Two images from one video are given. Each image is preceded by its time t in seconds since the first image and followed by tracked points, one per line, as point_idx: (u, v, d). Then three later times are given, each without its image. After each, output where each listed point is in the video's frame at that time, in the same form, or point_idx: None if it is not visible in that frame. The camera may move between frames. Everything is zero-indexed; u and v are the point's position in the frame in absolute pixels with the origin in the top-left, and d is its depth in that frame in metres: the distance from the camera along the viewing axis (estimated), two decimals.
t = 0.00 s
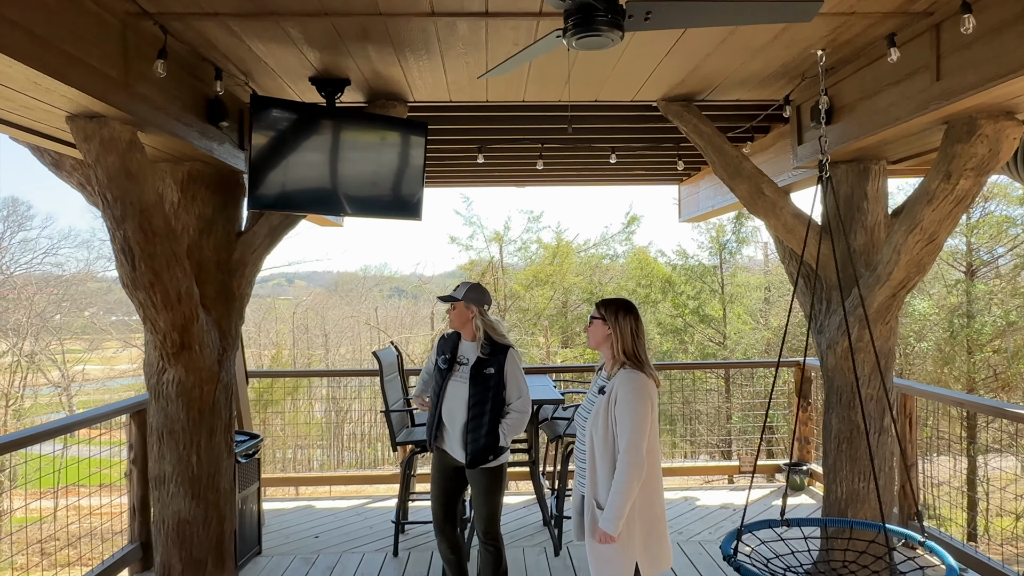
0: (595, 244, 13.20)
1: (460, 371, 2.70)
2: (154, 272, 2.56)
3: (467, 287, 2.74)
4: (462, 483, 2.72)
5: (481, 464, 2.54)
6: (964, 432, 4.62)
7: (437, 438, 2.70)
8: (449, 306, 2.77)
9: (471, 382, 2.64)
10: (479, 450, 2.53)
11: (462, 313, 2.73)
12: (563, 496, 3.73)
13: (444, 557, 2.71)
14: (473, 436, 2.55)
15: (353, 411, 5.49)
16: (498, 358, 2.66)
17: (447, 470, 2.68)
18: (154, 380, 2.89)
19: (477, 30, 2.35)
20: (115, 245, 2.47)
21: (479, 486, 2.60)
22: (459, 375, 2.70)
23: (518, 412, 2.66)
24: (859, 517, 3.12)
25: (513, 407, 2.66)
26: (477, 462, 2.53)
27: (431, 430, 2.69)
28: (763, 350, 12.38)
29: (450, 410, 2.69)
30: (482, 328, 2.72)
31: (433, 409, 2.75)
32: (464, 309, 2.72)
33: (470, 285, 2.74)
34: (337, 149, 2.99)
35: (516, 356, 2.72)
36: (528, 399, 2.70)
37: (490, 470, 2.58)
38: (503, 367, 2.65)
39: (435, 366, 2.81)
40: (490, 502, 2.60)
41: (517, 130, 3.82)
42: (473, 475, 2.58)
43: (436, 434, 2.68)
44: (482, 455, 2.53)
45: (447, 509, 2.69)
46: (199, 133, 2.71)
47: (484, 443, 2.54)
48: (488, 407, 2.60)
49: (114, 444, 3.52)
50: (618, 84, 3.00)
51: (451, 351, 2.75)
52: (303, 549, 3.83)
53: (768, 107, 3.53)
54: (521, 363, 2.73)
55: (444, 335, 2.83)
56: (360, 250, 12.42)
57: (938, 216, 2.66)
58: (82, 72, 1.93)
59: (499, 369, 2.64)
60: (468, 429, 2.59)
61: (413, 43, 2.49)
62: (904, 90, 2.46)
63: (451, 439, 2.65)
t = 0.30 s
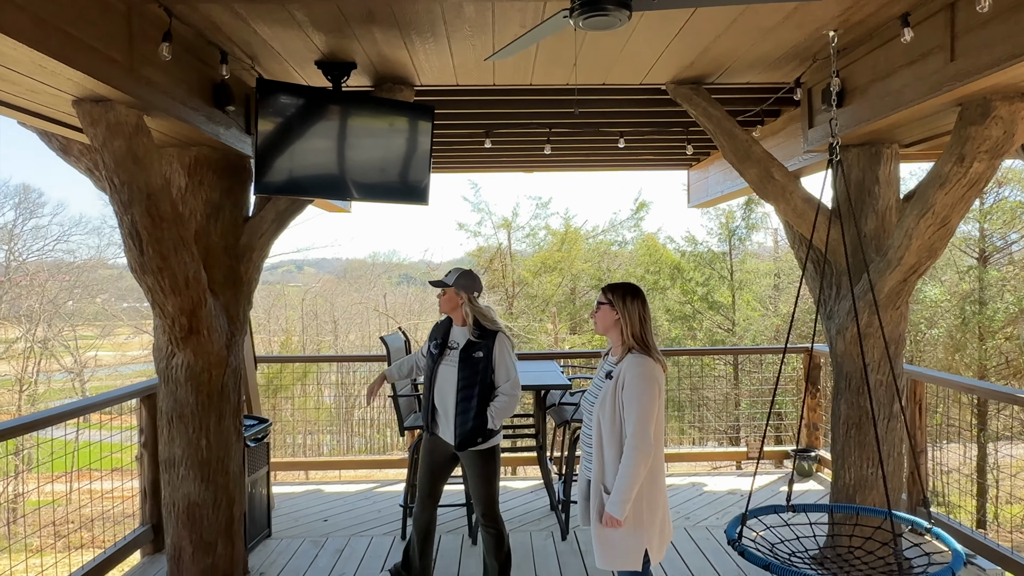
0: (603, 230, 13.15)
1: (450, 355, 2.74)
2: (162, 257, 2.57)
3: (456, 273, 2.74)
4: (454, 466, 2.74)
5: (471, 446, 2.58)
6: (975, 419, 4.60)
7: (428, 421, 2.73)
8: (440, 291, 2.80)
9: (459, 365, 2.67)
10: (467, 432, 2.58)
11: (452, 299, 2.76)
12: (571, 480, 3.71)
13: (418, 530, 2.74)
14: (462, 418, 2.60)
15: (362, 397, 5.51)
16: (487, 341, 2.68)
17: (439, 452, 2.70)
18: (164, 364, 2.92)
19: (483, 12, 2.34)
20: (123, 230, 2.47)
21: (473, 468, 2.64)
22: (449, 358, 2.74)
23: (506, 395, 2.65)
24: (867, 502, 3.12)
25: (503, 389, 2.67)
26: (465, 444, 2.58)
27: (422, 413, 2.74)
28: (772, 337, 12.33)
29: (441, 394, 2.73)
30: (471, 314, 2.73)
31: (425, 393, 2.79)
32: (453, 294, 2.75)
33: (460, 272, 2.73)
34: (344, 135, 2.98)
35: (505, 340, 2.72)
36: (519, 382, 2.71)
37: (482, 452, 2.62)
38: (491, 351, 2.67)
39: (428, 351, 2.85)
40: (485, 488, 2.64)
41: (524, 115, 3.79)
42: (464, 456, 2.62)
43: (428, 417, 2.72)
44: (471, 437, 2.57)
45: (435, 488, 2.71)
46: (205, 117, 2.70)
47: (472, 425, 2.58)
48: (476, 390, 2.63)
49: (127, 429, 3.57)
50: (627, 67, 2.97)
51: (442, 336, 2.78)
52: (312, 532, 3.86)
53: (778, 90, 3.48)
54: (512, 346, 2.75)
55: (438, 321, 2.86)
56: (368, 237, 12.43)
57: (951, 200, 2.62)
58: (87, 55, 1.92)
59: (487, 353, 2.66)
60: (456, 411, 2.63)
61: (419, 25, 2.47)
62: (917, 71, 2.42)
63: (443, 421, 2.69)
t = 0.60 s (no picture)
0: (614, 218, 13.09)
1: (423, 346, 2.83)
2: (176, 244, 2.59)
3: (433, 270, 2.77)
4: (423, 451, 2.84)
5: (441, 435, 2.68)
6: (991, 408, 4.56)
7: (402, 408, 2.83)
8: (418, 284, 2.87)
9: (432, 357, 2.76)
10: (438, 422, 2.67)
11: (428, 294, 2.84)
12: (582, 468, 3.74)
13: (409, 508, 2.98)
14: (433, 409, 2.69)
15: (373, 384, 5.54)
16: (458, 335, 2.77)
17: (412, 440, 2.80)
18: (178, 351, 2.95)
19: None
20: (138, 217, 2.49)
21: (447, 457, 2.72)
22: (421, 349, 2.83)
23: (476, 387, 2.77)
24: (879, 491, 3.11)
25: (472, 381, 2.78)
26: (437, 433, 2.67)
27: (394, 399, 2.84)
28: (784, 325, 12.27)
29: (411, 382, 2.82)
30: (445, 309, 2.79)
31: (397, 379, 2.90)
32: (429, 289, 2.82)
33: (438, 269, 2.76)
34: (354, 123, 2.98)
35: (477, 335, 2.82)
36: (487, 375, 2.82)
37: (454, 441, 2.71)
38: (463, 345, 2.77)
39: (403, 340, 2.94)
40: (456, 477, 2.72)
41: (537, 102, 3.77)
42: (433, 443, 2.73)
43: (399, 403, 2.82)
44: (442, 427, 2.67)
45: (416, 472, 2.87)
46: (218, 104, 2.70)
47: (444, 415, 2.67)
48: (448, 382, 2.72)
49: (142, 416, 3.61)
50: (640, 53, 2.94)
51: (417, 327, 2.87)
52: (326, 517, 3.90)
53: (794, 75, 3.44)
54: (483, 340, 2.85)
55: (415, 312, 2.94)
56: (379, 225, 12.44)
57: (969, 186, 2.59)
58: (101, 42, 1.93)
59: (458, 348, 2.76)
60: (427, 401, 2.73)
61: (431, 11, 2.46)
62: (935, 55, 2.39)
63: (413, 409, 2.81)
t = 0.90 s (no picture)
0: (625, 208, 13.04)
1: (403, 326, 2.85)
2: (186, 233, 2.62)
3: (416, 255, 2.82)
4: (408, 432, 2.88)
5: (419, 412, 2.73)
6: (1003, 398, 4.52)
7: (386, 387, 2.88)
8: (399, 269, 2.88)
9: (411, 337, 2.79)
10: (415, 399, 2.71)
11: (409, 279, 2.85)
12: (590, 457, 3.76)
13: (410, 493, 3.02)
14: (411, 386, 2.73)
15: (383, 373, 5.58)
16: (436, 316, 2.80)
17: (393, 417, 2.85)
18: (189, 339, 2.99)
19: None
20: (150, 206, 2.53)
21: (425, 432, 2.78)
22: (401, 329, 2.86)
23: (454, 366, 2.80)
24: (888, 481, 3.10)
25: (449, 361, 2.81)
26: (414, 409, 2.72)
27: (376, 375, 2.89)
28: (795, 315, 12.22)
29: (392, 361, 2.87)
30: (425, 293, 2.84)
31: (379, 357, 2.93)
32: (410, 273, 2.84)
33: (419, 254, 2.81)
34: (364, 113, 2.98)
35: (455, 318, 2.85)
36: (465, 356, 2.85)
37: (430, 418, 2.76)
38: (441, 327, 2.79)
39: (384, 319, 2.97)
40: (433, 454, 2.77)
41: (545, 90, 3.75)
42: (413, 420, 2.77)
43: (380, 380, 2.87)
44: (419, 404, 2.72)
45: (409, 453, 2.91)
46: (228, 94, 2.71)
47: (420, 392, 2.72)
48: (426, 362, 2.76)
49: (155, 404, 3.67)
50: (648, 40, 2.92)
51: (398, 309, 2.90)
52: (335, 504, 3.94)
53: (804, 62, 3.41)
54: (461, 322, 2.88)
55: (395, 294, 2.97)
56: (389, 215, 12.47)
57: (981, 174, 2.56)
58: (110, 32, 1.94)
59: (437, 329, 2.78)
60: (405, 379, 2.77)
61: None
62: (948, 41, 2.36)
63: (393, 387, 2.85)
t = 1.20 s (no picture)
0: (635, 198, 12.97)
1: (394, 314, 2.88)
2: (190, 223, 2.65)
3: (404, 246, 2.81)
4: (404, 419, 2.92)
5: (414, 396, 2.78)
6: (1014, 391, 4.47)
7: (381, 375, 2.92)
8: (387, 260, 2.88)
9: (403, 324, 2.84)
10: (410, 384, 2.76)
11: (399, 270, 2.85)
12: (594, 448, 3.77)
13: (410, 482, 3.06)
14: (405, 372, 2.78)
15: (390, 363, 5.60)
16: (428, 303, 2.86)
17: (389, 405, 2.89)
18: (195, 329, 3.02)
19: None
20: (153, 197, 2.56)
21: (420, 419, 2.81)
22: (393, 316, 2.89)
23: (446, 350, 2.87)
24: (892, 474, 3.09)
25: (442, 345, 2.87)
26: (409, 394, 2.77)
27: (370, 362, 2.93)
28: (806, 307, 12.14)
29: (385, 347, 2.90)
30: (416, 281, 2.86)
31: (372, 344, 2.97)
32: (400, 264, 2.84)
33: (408, 244, 2.80)
34: (372, 104, 2.99)
35: (445, 304, 2.92)
36: (457, 340, 2.92)
37: (424, 403, 2.80)
38: (433, 312, 2.85)
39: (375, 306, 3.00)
40: (425, 439, 2.82)
41: (549, 81, 3.74)
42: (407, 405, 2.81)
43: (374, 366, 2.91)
44: (414, 389, 2.77)
45: (407, 441, 2.95)
46: (230, 86, 2.73)
47: (415, 378, 2.77)
48: (419, 348, 2.81)
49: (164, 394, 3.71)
50: (652, 30, 2.91)
51: (388, 296, 2.92)
52: (341, 493, 3.98)
53: (810, 52, 3.37)
54: (451, 307, 2.94)
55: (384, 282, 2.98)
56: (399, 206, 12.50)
57: (988, 164, 2.53)
58: (110, 25, 1.95)
59: (429, 315, 2.84)
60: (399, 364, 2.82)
61: None
62: (954, 29, 2.32)
63: (386, 373, 2.89)
